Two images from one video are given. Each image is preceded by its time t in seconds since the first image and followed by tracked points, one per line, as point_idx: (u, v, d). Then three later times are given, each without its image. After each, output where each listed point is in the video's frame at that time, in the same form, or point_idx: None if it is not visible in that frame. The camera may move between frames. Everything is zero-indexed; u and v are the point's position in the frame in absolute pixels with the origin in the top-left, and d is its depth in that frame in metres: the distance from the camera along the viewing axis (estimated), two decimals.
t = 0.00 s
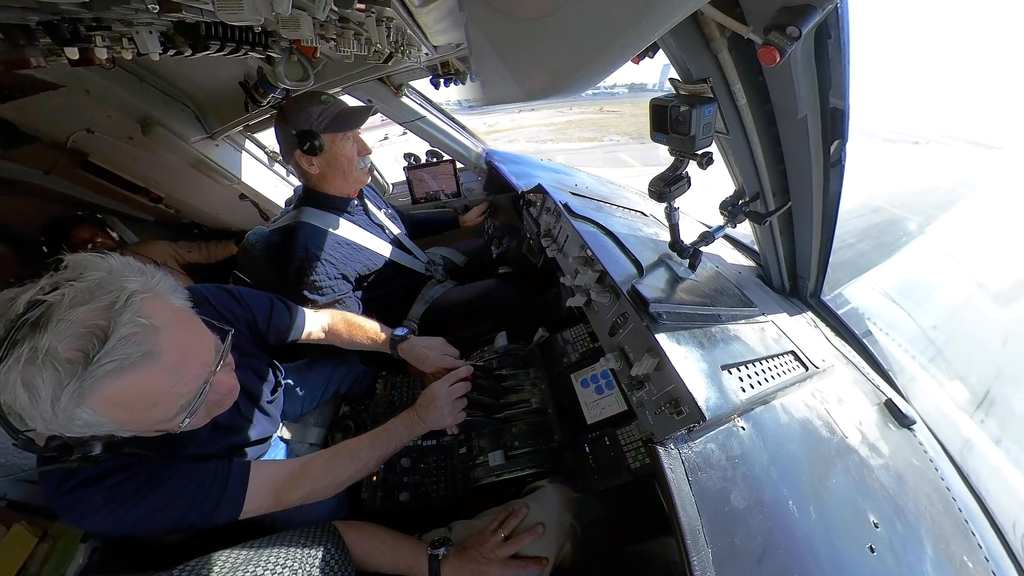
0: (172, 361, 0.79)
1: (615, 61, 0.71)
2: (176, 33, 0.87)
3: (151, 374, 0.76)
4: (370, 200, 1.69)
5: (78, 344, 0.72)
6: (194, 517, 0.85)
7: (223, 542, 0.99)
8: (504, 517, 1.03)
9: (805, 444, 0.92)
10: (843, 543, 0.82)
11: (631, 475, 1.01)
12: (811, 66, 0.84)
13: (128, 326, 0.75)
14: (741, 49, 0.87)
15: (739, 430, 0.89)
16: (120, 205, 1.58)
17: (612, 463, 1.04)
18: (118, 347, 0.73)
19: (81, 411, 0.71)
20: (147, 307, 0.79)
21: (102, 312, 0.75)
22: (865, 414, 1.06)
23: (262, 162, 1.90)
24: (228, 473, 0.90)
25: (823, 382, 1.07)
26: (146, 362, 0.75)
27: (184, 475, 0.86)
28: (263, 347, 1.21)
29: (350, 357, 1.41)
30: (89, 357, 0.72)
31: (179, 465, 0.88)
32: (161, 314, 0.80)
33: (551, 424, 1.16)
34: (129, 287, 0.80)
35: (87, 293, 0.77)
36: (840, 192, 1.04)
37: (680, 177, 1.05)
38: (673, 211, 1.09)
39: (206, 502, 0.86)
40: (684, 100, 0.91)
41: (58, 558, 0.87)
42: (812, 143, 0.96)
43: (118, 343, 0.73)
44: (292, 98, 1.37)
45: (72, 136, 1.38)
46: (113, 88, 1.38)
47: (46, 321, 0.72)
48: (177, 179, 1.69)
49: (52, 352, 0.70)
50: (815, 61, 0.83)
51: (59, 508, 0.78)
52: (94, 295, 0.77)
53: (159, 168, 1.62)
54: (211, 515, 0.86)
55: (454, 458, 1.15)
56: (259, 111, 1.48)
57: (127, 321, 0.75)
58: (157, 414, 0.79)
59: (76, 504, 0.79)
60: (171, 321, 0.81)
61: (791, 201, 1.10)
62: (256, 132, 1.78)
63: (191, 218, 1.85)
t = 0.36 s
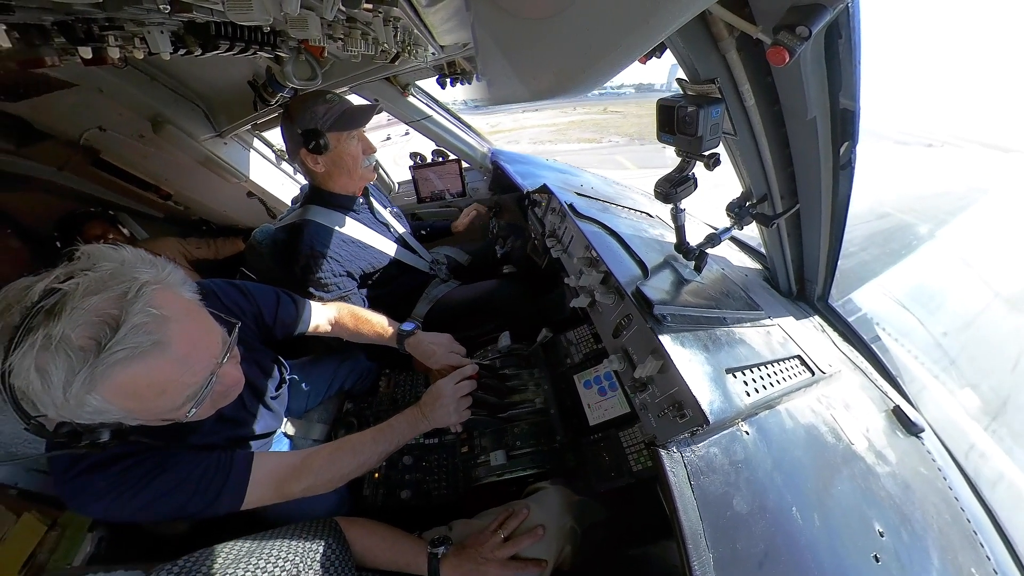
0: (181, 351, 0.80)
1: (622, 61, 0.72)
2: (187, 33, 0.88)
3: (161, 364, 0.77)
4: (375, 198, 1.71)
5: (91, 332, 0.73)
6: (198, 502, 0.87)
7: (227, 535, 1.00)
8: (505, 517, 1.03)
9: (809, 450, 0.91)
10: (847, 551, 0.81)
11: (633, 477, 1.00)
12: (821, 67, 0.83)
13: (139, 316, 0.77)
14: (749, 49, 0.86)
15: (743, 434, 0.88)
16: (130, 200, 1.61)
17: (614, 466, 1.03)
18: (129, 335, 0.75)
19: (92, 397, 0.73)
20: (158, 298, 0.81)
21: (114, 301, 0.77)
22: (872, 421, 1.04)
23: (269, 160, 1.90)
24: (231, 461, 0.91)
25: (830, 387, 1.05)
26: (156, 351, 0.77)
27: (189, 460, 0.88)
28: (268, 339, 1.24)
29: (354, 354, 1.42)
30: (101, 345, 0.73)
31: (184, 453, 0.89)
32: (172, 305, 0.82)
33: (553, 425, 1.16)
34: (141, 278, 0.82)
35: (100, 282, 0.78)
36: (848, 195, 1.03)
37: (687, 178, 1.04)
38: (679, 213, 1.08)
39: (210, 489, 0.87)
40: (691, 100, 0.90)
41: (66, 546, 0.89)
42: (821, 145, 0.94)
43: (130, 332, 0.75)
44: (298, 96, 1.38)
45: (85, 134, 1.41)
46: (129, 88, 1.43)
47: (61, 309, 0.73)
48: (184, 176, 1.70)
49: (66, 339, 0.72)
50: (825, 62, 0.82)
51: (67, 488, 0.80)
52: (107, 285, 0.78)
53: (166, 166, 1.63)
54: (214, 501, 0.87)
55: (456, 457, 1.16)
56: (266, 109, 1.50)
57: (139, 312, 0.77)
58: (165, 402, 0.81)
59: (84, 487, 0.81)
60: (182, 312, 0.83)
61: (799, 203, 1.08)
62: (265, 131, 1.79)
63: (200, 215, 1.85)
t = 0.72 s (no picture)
0: (181, 354, 0.82)
1: (630, 60, 0.71)
2: (197, 33, 0.90)
3: (161, 368, 0.79)
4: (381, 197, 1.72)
5: (90, 336, 0.74)
6: (201, 498, 0.88)
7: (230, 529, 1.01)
8: (505, 516, 1.03)
9: (814, 456, 0.90)
10: (852, 561, 0.80)
11: (635, 480, 0.98)
12: (831, 68, 0.82)
13: (139, 320, 0.78)
14: (758, 49, 0.85)
15: (748, 440, 0.87)
16: (143, 198, 1.64)
17: (617, 468, 1.03)
18: (129, 341, 0.76)
19: (91, 400, 0.74)
20: (158, 301, 0.82)
21: (114, 305, 0.78)
22: (880, 428, 1.02)
23: (277, 158, 1.94)
24: (234, 458, 0.92)
25: (836, 394, 1.04)
26: (155, 355, 0.78)
27: (193, 457, 0.89)
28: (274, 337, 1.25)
29: (359, 352, 1.43)
30: (101, 350, 0.75)
31: (188, 449, 0.90)
32: (172, 308, 0.83)
33: (556, 426, 1.16)
34: (141, 280, 0.83)
35: (100, 285, 0.79)
36: (859, 198, 1.01)
37: (694, 180, 1.03)
38: (685, 215, 1.07)
39: (213, 484, 0.89)
40: (698, 100, 0.89)
41: (75, 534, 0.92)
42: (831, 147, 0.93)
43: (129, 336, 0.76)
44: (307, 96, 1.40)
45: (99, 131, 1.44)
46: (136, 86, 1.47)
47: (61, 312, 0.74)
48: (192, 172, 1.72)
49: (65, 343, 0.73)
50: (836, 63, 0.81)
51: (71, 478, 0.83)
52: (107, 288, 0.79)
53: (178, 163, 1.67)
54: (217, 495, 0.89)
55: (458, 456, 1.16)
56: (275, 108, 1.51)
57: (139, 315, 0.78)
58: (165, 404, 0.82)
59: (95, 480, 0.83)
60: (182, 315, 0.84)
61: (807, 206, 1.07)
62: (271, 130, 1.83)
63: (209, 212, 1.87)
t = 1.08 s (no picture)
0: (188, 339, 0.83)
1: (637, 60, 0.71)
2: (206, 34, 0.91)
3: (168, 351, 0.80)
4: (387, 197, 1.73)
5: (102, 317, 0.76)
6: (197, 483, 0.89)
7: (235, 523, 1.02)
8: (505, 516, 1.03)
9: (820, 462, 0.89)
10: (857, 569, 0.79)
11: (636, 482, 0.99)
12: (841, 67, 0.80)
13: (149, 304, 0.79)
14: (766, 49, 0.84)
15: (752, 444, 0.86)
16: (156, 197, 1.67)
17: (619, 470, 1.03)
18: (138, 322, 0.77)
19: (98, 380, 0.75)
20: (168, 286, 0.83)
21: (126, 288, 0.80)
22: (886, 434, 1.01)
23: (284, 157, 1.97)
24: (230, 443, 0.93)
25: (843, 399, 1.02)
26: (163, 338, 0.79)
27: (191, 443, 0.90)
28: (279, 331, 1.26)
29: (363, 350, 1.44)
30: (111, 330, 0.76)
31: (186, 437, 0.91)
32: (182, 294, 0.85)
33: (558, 427, 1.16)
34: (153, 266, 0.85)
35: (114, 269, 0.81)
36: (868, 200, 1.00)
37: (700, 181, 1.02)
38: (690, 216, 1.06)
39: (210, 468, 0.90)
40: (705, 101, 0.88)
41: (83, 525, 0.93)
42: (839, 148, 0.92)
43: (140, 319, 0.77)
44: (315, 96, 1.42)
45: (109, 130, 1.47)
46: (149, 87, 1.49)
47: (75, 293, 0.76)
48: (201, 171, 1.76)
49: (78, 323, 0.74)
50: (845, 63, 0.80)
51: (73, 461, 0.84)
52: (120, 272, 0.81)
53: (185, 162, 1.70)
54: (213, 480, 0.90)
55: (460, 455, 1.16)
56: (282, 108, 1.52)
57: (150, 299, 0.79)
58: (170, 388, 0.83)
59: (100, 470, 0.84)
60: (190, 301, 0.85)
61: (815, 208, 1.05)
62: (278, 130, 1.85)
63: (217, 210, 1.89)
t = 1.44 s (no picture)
0: (187, 326, 0.84)
1: (643, 60, 0.70)
2: (216, 34, 0.93)
3: (167, 336, 0.81)
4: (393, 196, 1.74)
5: (103, 301, 0.77)
6: (202, 471, 0.90)
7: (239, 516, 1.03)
8: (506, 516, 1.03)
9: (825, 468, 0.88)
10: None
11: (638, 485, 1.00)
12: (852, 67, 0.79)
13: (149, 289, 0.80)
14: (775, 49, 0.83)
15: (756, 448, 0.85)
16: (168, 195, 1.70)
17: (621, 472, 1.02)
18: (138, 307, 0.78)
19: (99, 362, 0.76)
20: (169, 273, 0.84)
21: (128, 274, 0.81)
22: (894, 441, 1.00)
23: (290, 156, 1.97)
24: (236, 436, 0.94)
25: (850, 405, 1.01)
26: (162, 323, 0.80)
27: (196, 432, 0.91)
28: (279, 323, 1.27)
29: (368, 348, 1.45)
30: (112, 315, 0.77)
31: (193, 422, 0.92)
32: (182, 281, 0.85)
33: (560, 428, 1.16)
34: (155, 254, 0.86)
35: (116, 256, 0.82)
36: (878, 204, 0.98)
37: (707, 181, 1.01)
38: (697, 217, 1.05)
39: (214, 459, 0.91)
40: (713, 101, 0.86)
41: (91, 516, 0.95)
42: (849, 150, 0.90)
43: (139, 304, 0.78)
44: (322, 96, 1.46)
45: (122, 128, 1.49)
46: (161, 88, 1.53)
47: (79, 278, 0.77)
48: (209, 169, 1.79)
49: (80, 306, 0.75)
50: (856, 63, 0.78)
51: (80, 445, 0.85)
52: (121, 258, 0.82)
53: (195, 162, 1.73)
54: (218, 470, 0.91)
55: (462, 454, 1.17)
56: (290, 107, 1.54)
57: (150, 285, 0.80)
58: (169, 373, 0.84)
59: (108, 459, 0.85)
60: (190, 289, 0.86)
61: (824, 210, 1.04)
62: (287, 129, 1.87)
63: (225, 207, 1.93)
